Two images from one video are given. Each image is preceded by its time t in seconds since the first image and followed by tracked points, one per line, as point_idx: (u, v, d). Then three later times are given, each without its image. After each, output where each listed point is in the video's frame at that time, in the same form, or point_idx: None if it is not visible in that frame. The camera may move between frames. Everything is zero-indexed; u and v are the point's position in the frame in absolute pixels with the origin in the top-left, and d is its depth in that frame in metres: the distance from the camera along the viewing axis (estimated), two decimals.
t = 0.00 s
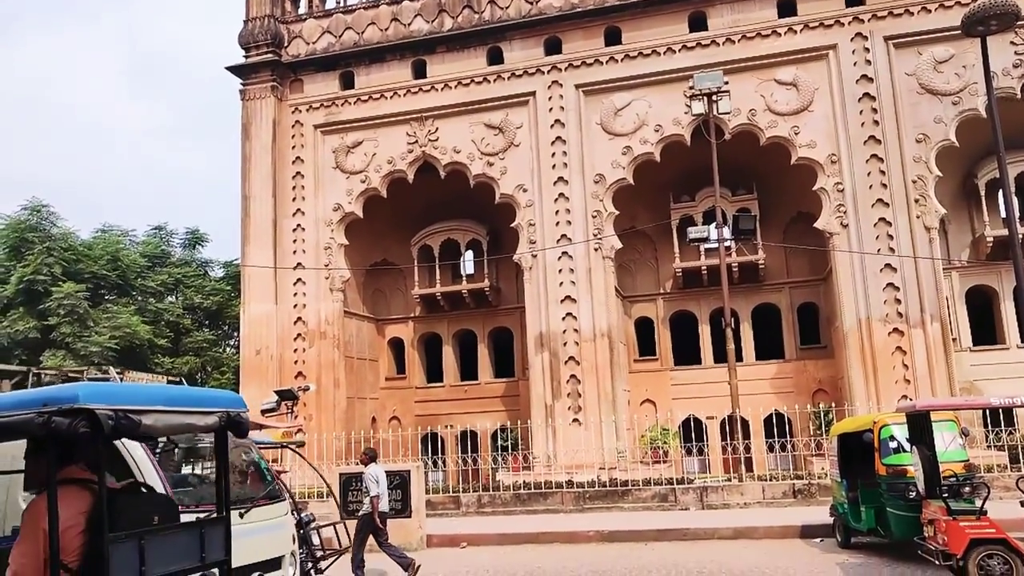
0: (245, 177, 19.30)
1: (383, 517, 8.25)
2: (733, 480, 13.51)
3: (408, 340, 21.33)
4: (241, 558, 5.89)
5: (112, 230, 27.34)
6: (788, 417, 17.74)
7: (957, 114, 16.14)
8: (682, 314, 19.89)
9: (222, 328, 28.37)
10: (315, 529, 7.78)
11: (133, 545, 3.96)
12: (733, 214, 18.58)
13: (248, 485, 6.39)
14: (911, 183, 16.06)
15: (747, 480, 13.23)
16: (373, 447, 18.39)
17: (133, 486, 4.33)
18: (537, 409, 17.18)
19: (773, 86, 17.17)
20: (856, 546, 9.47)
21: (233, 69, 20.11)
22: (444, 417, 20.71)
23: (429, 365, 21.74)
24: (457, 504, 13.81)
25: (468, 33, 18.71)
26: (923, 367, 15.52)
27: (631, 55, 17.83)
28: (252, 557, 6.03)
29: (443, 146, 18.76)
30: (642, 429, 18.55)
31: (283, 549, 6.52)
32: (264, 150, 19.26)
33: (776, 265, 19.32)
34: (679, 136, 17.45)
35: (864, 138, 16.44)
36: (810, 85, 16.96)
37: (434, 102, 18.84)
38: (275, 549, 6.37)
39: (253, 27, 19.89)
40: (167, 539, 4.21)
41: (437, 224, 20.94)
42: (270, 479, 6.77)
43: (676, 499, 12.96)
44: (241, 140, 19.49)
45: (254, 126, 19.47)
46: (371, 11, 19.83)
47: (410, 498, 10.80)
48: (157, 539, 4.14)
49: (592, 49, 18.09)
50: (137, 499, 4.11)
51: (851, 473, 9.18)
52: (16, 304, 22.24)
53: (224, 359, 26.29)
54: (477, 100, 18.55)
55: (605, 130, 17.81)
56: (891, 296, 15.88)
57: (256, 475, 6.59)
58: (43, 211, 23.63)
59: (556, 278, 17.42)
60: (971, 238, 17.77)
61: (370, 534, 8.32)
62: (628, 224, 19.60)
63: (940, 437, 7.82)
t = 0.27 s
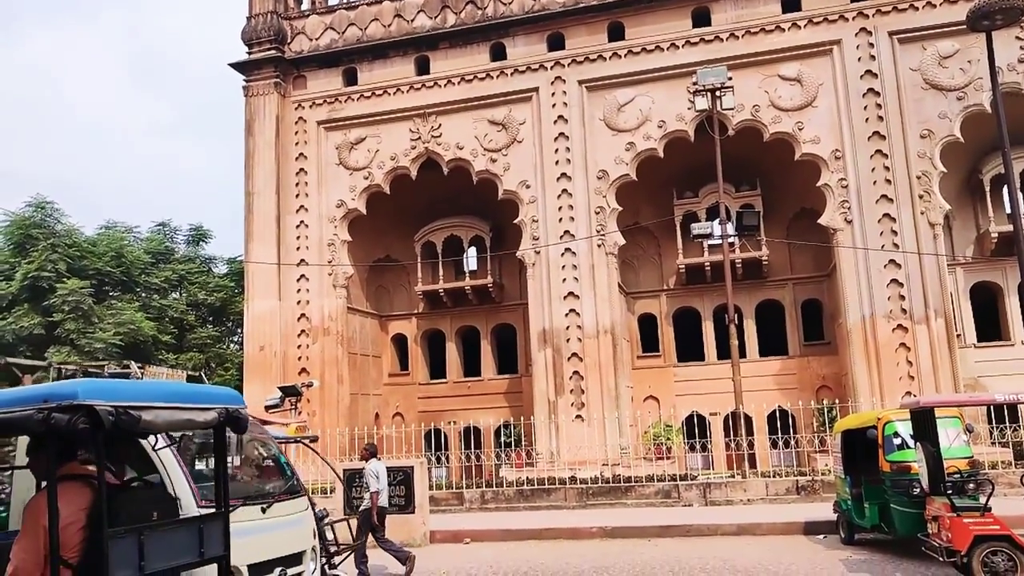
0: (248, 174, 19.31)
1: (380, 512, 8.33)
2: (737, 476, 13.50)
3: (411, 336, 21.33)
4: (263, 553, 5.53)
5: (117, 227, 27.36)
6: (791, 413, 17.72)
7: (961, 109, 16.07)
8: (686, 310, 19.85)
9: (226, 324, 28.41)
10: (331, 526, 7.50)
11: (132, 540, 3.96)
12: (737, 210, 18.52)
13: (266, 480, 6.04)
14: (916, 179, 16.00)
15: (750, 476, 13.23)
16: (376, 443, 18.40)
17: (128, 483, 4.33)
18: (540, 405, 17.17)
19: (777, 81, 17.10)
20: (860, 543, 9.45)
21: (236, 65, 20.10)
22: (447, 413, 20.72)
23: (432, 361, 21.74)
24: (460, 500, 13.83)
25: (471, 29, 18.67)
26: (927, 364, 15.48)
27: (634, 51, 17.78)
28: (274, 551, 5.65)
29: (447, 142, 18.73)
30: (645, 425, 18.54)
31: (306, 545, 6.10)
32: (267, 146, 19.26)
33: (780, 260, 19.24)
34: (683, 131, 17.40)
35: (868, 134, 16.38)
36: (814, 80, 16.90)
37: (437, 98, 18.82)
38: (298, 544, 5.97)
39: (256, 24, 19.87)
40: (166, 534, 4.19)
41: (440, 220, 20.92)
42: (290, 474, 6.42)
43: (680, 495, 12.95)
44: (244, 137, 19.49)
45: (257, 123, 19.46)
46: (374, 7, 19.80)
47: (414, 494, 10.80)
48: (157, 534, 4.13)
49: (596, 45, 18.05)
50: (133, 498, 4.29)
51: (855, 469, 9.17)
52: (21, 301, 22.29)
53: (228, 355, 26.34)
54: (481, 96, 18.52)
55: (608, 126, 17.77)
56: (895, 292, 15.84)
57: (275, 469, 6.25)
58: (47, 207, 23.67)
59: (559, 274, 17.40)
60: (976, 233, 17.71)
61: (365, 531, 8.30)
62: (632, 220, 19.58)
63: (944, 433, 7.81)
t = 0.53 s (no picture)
0: (252, 172, 19.31)
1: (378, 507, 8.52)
2: (741, 474, 13.47)
3: (415, 334, 21.33)
4: (284, 550, 5.43)
5: (121, 225, 27.40)
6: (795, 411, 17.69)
7: (967, 105, 15.99)
8: (690, 308, 19.82)
9: (230, 322, 28.43)
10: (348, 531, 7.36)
11: (131, 537, 3.96)
12: (741, 207, 18.47)
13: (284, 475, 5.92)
14: (921, 175, 15.95)
15: (754, 474, 13.21)
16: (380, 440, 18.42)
17: (129, 479, 4.37)
18: (543, 403, 17.16)
19: (781, 78, 17.05)
20: (864, 541, 9.42)
21: (240, 63, 20.11)
22: (451, 410, 20.72)
23: (436, 358, 21.75)
24: (464, 498, 13.83)
25: (475, 26, 18.65)
26: (932, 361, 15.44)
27: (638, 48, 17.74)
28: (296, 548, 5.55)
29: (450, 140, 18.72)
30: (649, 423, 18.52)
31: (329, 541, 5.98)
32: (271, 144, 19.27)
33: (784, 258, 19.19)
34: (687, 128, 17.36)
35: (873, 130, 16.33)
36: (818, 77, 16.84)
37: (440, 96, 18.80)
38: (321, 541, 5.86)
39: (259, 22, 19.86)
40: (165, 530, 4.19)
41: (444, 217, 20.89)
42: (310, 469, 6.29)
43: (684, 493, 12.93)
44: (248, 135, 19.51)
45: (261, 121, 19.47)
46: (377, 5, 19.79)
47: (418, 491, 10.80)
48: (155, 531, 4.13)
49: (599, 42, 18.01)
50: (132, 495, 4.31)
51: (859, 467, 9.15)
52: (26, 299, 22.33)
53: (233, 353, 26.37)
54: (484, 94, 18.49)
55: (612, 123, 17.73)
56: (900, 289, 15.80)
57: (293, 464, 6.10)
58: (53, 205, 23.71)
59: (563, 272, 17.38)
60: (981, 230, 17.63)
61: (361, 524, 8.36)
62: (636, 217, 19.49)
63: (950, 431, 7.80)
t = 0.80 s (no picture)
0: (256, 171, 19.31)
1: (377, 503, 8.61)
2: (745, 472, 13.44)
3: (419, 332, 21.32)
4: (307, 548, 5.31)
5: (126, 224, 27.43)
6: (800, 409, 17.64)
7: (973, 102, 15.92)
8: (694, 306, 19.77)
9: (234, 320, 28.45)
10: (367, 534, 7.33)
11: (130, 535, 3.98)
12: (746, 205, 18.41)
13: (310, 470, 5.83)
14: (926, 172, 15.88)
15: (759, 472, 13.17)
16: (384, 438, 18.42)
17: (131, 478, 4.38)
18: (547, 401, 17.14)
19: (785, 75, 16.99)
20: (869, 539, 9.39)
21: (244, 62, 20.11)
22: (454, 408, 20.71)
23: (440, 356, 21.74)
24: (468, 496, 13.81)
25: (478, 24, 18.62)
26: (938, 359, 15.37)
27: (642, 45, 17.69)
28: (321, 545, 5.46)
29: (454, 138, 18.69)
30: (653, 420, 18.48)
31: (351, 538, 5.90)
32: (275, 143, 19.26)
33: (789, 255, 19.13)
34: (690, 126, 17.31)
35: (878, 127, 16.26)
36: (823, 74, 16.77)
37: (444, 94, 18.77)
38: (344, 537, 5.77)
39: (263, 20, 19.85)
40: (165, 527, 4.20)
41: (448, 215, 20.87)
42: (332, 466, 6.09)
43: (688, 491, 12.89)
44: (252, 133, 19.50)
45: (265, 119, 19.46)
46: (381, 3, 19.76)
47: (422, 489, 10.79)
48: (154, 529, 4.14)
49: (603, 39, 17.95)
50: (133, 493, 4.22)
51: (864, 465, 9.12)
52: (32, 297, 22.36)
53: (237, 351, 26.39)
54: (488, 92, 18.46)
55: (616, 121, 17.69)
56: (906, 287, 15.74)
57: (313, 462, 5.92)
58: (58, 204, 23.75)
59: (567, 270, 17.36)
60: (987, 227, 17.56)
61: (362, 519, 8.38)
62: (639, 215, 19.47)
63: (956, 429, 7.72)
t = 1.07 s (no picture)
0: (261, 170, 19.33)
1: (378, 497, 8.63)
2: (749, 470, 13.41)
3: (422, 330, 21.32)
4: (335, 545, 5.14)
5: (131, 223, 27.47)
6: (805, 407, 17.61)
7: (978, 98, 15.85)
8: (698, 304, 19.73)
9: (239, 319, 28.49)
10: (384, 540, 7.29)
11: (129, 532, 3.93)
12: (750, 203, 18.36)
13: (331, 468, 5.69)
14: (931, 169, 15.81)
15: (763, 470, 13.15)
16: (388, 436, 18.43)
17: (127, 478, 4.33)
18: (551, 399, 17.12)
19: (790, 72, 16.93)
20: (874, 537, 9.36)
21: (248, 61, 20.11)
22: (458, 406, 20.71)
23: (444, 355, 21.74)
24: (472, 494, 13.82)
25: (482, 22, 18.59)
26: (943, 357, 15.32)
27: (646, 42, 17.65)
28: (346, 541, 5.27)
29: (457, 136, 18.67)
30: (657, 419, 18.47)
31: (374, 537, 5.66)
32: (279, 142, 19.28)
33: (794, 253, 19.08)
34: (694, 123, 17.26)
35: (883, 124, 16.20)
36: (828, 71, 16.72)
37: (447, 92, 18.75)
38: (366, 536, 5.52)
39: (267, 19, 19.85)
40: (163, 525, 4.15)
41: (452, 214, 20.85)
42: (353, 464, 6.00)
43: (692, 489, 12.87)
44: (256, 132, 19.52)
45: (269, 118, 19.47)
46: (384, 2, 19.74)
47: (426, 487, 10.80)
48: (154, 526, 4.10)
49: (607, 37, 17.92)
50: (133, 488, 4.27)
51: (869, 463, 9.09)
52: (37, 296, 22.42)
53: (242, 350, 26.43)
54: (491, 90, 18.43)
55: (620, 118, 17.66)
56: (911, 284, 15.68)
57: (334, 459, 5.83)
58: (63, 203, 23.81)
59: (570, 268, 17.34)
60: (993, 224, 17.48)
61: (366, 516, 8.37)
62: (643, 213, 19.46)
63: (961, 427, 7.72)
